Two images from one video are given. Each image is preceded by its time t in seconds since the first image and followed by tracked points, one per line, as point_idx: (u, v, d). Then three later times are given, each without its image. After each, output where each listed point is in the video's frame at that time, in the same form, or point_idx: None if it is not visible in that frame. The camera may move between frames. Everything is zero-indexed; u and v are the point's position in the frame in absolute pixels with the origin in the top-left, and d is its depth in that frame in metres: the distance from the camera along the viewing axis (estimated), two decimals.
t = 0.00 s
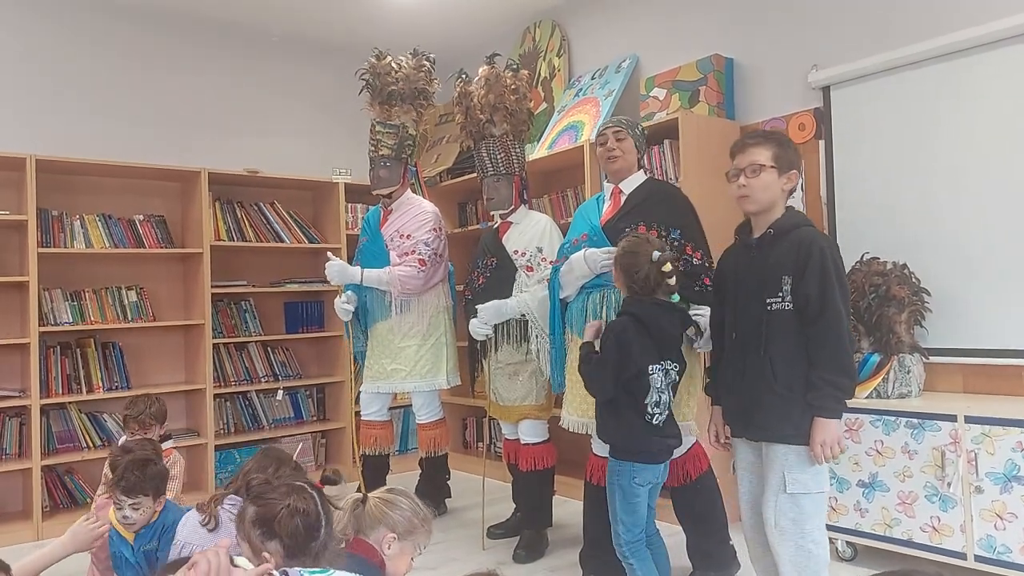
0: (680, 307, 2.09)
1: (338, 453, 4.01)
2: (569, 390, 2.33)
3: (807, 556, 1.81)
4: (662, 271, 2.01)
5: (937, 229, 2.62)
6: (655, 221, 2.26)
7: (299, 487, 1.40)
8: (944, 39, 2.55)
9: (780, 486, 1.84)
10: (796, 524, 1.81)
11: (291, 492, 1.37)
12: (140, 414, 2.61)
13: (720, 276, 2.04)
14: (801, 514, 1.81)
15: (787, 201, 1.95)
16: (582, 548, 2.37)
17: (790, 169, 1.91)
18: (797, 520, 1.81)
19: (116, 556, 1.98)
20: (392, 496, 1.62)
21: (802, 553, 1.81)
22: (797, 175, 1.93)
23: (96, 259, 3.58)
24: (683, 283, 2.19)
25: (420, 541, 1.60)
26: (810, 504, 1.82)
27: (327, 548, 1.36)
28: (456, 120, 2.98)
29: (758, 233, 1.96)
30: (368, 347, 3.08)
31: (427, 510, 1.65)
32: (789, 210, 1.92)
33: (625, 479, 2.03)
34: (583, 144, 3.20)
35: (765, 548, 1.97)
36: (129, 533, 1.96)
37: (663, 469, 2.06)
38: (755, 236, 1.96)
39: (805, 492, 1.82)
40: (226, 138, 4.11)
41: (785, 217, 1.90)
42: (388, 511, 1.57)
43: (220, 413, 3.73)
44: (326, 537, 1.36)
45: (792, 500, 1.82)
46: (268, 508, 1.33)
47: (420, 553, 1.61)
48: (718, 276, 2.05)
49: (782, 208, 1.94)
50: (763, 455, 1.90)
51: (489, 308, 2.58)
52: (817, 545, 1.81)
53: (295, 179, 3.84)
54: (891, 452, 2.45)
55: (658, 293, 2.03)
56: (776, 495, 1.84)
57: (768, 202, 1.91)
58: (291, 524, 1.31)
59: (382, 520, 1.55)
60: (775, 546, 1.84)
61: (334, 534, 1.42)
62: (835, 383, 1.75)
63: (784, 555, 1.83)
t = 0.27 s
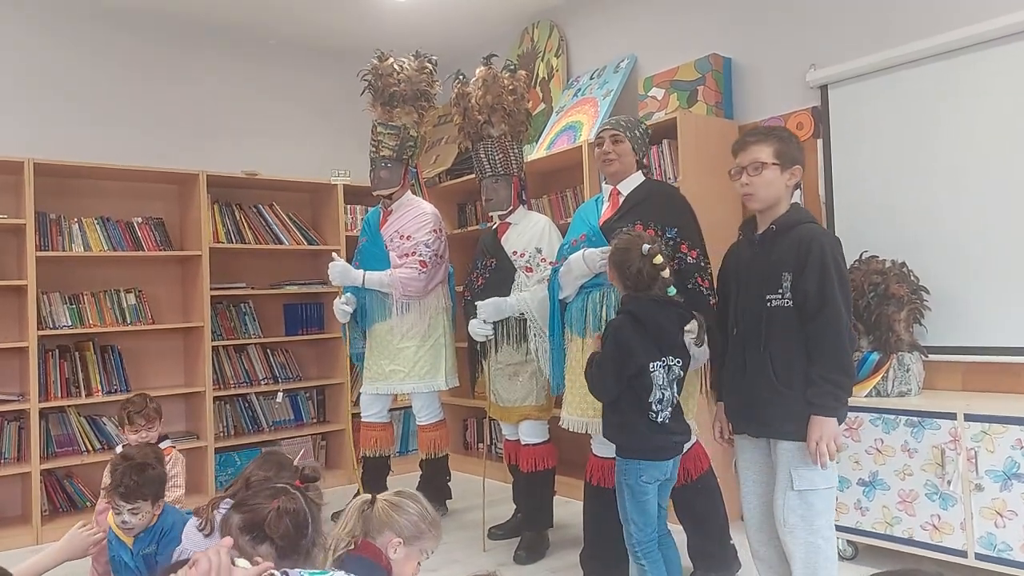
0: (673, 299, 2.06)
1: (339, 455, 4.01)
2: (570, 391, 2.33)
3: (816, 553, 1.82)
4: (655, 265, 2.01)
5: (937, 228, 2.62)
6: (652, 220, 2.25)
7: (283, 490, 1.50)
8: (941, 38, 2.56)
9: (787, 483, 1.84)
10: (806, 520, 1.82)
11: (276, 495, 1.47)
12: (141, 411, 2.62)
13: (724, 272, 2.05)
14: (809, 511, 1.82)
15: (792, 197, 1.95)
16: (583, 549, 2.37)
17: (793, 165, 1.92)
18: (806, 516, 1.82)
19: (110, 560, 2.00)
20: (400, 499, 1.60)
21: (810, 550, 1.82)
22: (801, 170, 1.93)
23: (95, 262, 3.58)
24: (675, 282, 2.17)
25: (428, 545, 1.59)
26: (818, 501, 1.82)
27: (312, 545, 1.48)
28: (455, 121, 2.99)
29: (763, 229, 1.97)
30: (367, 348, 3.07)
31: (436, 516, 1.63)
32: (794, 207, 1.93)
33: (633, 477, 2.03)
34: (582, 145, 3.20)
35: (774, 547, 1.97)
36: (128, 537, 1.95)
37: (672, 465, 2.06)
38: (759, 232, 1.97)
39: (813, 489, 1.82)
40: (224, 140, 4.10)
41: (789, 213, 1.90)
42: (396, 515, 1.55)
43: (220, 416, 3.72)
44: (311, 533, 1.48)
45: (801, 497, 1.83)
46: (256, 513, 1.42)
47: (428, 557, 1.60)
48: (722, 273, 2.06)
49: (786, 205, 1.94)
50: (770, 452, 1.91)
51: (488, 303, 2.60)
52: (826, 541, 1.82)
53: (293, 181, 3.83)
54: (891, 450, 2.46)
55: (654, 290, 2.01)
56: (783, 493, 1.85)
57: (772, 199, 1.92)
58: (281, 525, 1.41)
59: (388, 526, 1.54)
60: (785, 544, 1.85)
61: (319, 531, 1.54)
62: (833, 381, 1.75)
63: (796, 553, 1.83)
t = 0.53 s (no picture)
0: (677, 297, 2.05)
1: (339, 455, 4.01)
2: (573, 391, 2.33)
3: (821, 553, 1.82)
4: (658, 263, 2.01)
5: (936, 227, 2.62)
6: (651, 219, 2.26)
7: (271, 495, 1.56)
8: (940, 37, 2.56)
9: (792, 484, 1.84)
10: (811, 520, 1.82)
11: (265, 501, 1.53)
12: (145, 409, 2.63)
13: (726, 271, 2.05)
14: (814, 511, 1.82)
15: (796, 196, 1.95)
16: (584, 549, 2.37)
17: (796, 162, 1.92)
18: (812, 516, 1.82)
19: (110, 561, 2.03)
20: (409, 503, 1.61)
21: (815, 550, 1.81)
22: (804, 168, 1.93)
23: (96, 263, 3.58)
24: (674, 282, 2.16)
25: (434, 550, 1.61)
26: (824, 501, 1.82)
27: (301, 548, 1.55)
28: (454, 121, 2.99)
29: (766, 228, 1.97)
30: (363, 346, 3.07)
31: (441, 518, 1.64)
32: (798, 206, 1.93)
33: (639, 475, 2.03)
34: (581, 145, 3.20)
35: (777, 548, 1.97)
36: (129, 537, 1.96)
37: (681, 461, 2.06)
38: (762, 231, 1.97)
39: (818, 490, 1.82)
40: (225, 141, 4.10)
41: (795, 212, 1.90)
42: (404, 519, 1.56)
43: (220, 416, 3.72)
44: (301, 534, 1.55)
45: (806, 497, 1.83)
46: (244, 519, 1.48)
47: (434, 562, 1.61)
48: (725, 272, 2.06)
49: (792, 204, 1.94)
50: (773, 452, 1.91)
51: (489, 304, 2.59)
52: (832, 541, 1.82)
53: (293, 181, 3.83)
54: (892, 450, 2.46)
55: (658, 288, 2.01)
56: (788, 494, 1.85)
57: (775, 198, 1.92)
58: (269, 532, 1.48)
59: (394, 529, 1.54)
60: (791, 544, 1.84)
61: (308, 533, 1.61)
62: (835, 382, 1.76)
63: (802, 553, 1.82)
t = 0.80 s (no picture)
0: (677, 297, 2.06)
1: (340, 457, 4.01)
2: (580, 393, 2.32)
3: (824, 552, 1.82)
4: (659, 264, 2.01)
5: (936, 225, 2.62)
6: (652, 221, 2.25)
7: (265, 497, 1.56)
8: (939, 35, 2.55)
9: (793, 483, 1.84)
10: (813, 519, 1.82)
11: (260, 504, 1.53)
12: (149, 412, 2.63)
13: (727, 271, 2.05)
14: (816, 510, 1.82)
15: (797, 194, 1.95)
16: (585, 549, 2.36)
17: (797, 161, 1.91)
18: (814, 516, 1.82)
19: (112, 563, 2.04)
20: (415, 505, 1.62)
21: (818, 550, 1.81)
22: (805, 167, 1.93)
23: (96, 266, 3.59)
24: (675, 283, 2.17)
25: (439, 552, 1.61)
26: (826, 500, 1.82)
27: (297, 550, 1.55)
28: (453, 123, 2.99)
29: (767, 227, 1.97)
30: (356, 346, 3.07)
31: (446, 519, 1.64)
32: (799, 205, 1.93)
33: (642, 474, 2.04)
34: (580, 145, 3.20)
35: (778, 547, 1.97)
36: (129, 540, 1.95)
37: (684, 460, 2.07)
38: (764, 230, 1.97)
39: (819, 489, 1.82)
40: (224, 144, 4.11)
41: (797, 212, 1.90)
42: (409, 520, 1.56)
43: (221, 418, 3.72)
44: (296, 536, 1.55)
45: (808, 497, 1.83)
46: (239, 523, 1.49)
47: (439, 565, 1.61)
48: (725, 271, 2.06)
49: (793, 202, 1.94)
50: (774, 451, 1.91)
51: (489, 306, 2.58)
52: (834, 540, 1.82)
53: (292, 183, 3.84)
54: (893, 448, 2.45)
55: (661, 290, 2.02)
56: (790, 493, 1.85)
57: (776, 197, 1.92)
58: (264, 534, 1.48)
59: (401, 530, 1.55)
60: (792, 543, 1.84)
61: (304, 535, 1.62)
62: (838, 382, 1.76)
63: (804, 553, 1.82)
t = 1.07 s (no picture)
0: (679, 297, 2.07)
1: (340, 454, 4.02)
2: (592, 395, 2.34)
3: (823, 553, 1.81)
4: (661, 263, 2.01)
5: (938, 226, 2.61)
6: (666, 223, 2.25)
7: (260, 494, 1.56)
8: (942, 35, 2.55)
9: (793, 484, 1.84)
10: (813, 520, 1.82)
11: (255, 500, 1.53)
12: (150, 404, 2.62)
13: (728, 270, 2.05)
14: (816, 510, 1.82)
15: (801, 194, 1.94)
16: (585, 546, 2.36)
17: (802, 161, 1.91)
18: (813, 516, 1.82)
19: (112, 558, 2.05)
20: (412, 500, 1.62)
21: (817, 551, 1.81)
22: (809, 167, 1.93)
23: (97, 262, 3.59)
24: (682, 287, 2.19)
25: (436, 547, 1.62)
26: (825, 501, 1.82)
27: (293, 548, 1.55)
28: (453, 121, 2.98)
29: (770, 227, 1.97)
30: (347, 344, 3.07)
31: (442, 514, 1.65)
32: (802, 205, 1.92)
33: (640, 472, 2.03)
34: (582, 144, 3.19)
35: (778, 548, 1.97)
36: (132, 534, 1.96)
37: (682, 459, 2.07)
38: (766, 230, 1.97)
39: (819, 490, 1.82)
40: (225, 140, 4.10)
41: (800, 212, 1.90)
42: (406, 515, 1.58)
43: (221, 415, 3.72)
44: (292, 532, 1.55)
45: (808, 497, 1.83)
46: (234, 520, 1.49)
47: (436, 558, 1.63)
48: (727, 271, 2.06)
49: (796, 202, 1.93)
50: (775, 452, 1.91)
51: (489, 308, 2.58)
52: (833, 540, 1.82)
53: (293, 180, 3.83)
54: (892, 450, 2.45)
55: (663, 290, 2.03)
56: (790, 494, 1.85)
57: (778, 196, 1.91)
58: (260, 530, 1.48)
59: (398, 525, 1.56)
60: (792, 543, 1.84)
61: (302, 532, 1.62)
62: (839, 383, 1.75)
63: (803, 553, 1.82)
